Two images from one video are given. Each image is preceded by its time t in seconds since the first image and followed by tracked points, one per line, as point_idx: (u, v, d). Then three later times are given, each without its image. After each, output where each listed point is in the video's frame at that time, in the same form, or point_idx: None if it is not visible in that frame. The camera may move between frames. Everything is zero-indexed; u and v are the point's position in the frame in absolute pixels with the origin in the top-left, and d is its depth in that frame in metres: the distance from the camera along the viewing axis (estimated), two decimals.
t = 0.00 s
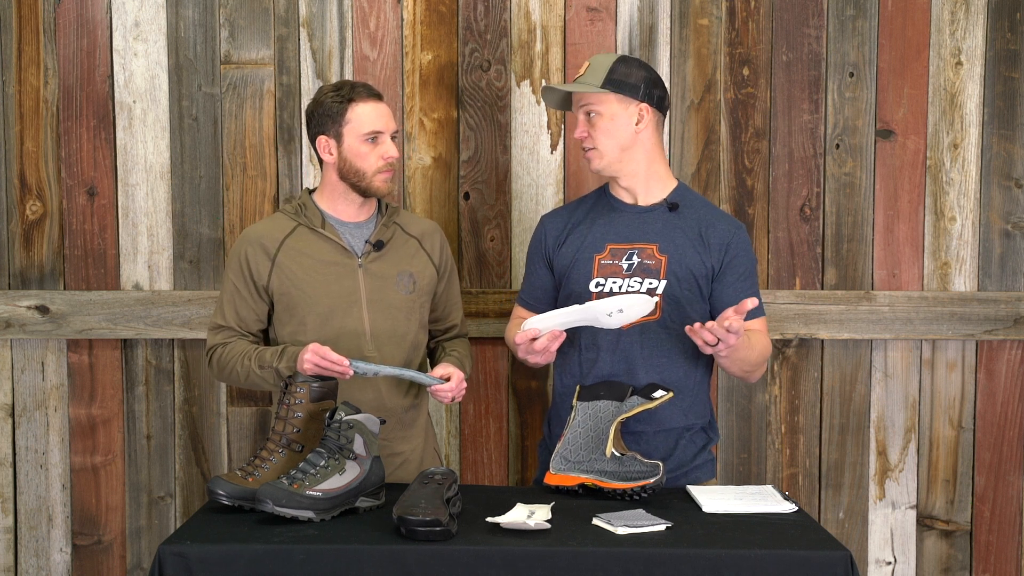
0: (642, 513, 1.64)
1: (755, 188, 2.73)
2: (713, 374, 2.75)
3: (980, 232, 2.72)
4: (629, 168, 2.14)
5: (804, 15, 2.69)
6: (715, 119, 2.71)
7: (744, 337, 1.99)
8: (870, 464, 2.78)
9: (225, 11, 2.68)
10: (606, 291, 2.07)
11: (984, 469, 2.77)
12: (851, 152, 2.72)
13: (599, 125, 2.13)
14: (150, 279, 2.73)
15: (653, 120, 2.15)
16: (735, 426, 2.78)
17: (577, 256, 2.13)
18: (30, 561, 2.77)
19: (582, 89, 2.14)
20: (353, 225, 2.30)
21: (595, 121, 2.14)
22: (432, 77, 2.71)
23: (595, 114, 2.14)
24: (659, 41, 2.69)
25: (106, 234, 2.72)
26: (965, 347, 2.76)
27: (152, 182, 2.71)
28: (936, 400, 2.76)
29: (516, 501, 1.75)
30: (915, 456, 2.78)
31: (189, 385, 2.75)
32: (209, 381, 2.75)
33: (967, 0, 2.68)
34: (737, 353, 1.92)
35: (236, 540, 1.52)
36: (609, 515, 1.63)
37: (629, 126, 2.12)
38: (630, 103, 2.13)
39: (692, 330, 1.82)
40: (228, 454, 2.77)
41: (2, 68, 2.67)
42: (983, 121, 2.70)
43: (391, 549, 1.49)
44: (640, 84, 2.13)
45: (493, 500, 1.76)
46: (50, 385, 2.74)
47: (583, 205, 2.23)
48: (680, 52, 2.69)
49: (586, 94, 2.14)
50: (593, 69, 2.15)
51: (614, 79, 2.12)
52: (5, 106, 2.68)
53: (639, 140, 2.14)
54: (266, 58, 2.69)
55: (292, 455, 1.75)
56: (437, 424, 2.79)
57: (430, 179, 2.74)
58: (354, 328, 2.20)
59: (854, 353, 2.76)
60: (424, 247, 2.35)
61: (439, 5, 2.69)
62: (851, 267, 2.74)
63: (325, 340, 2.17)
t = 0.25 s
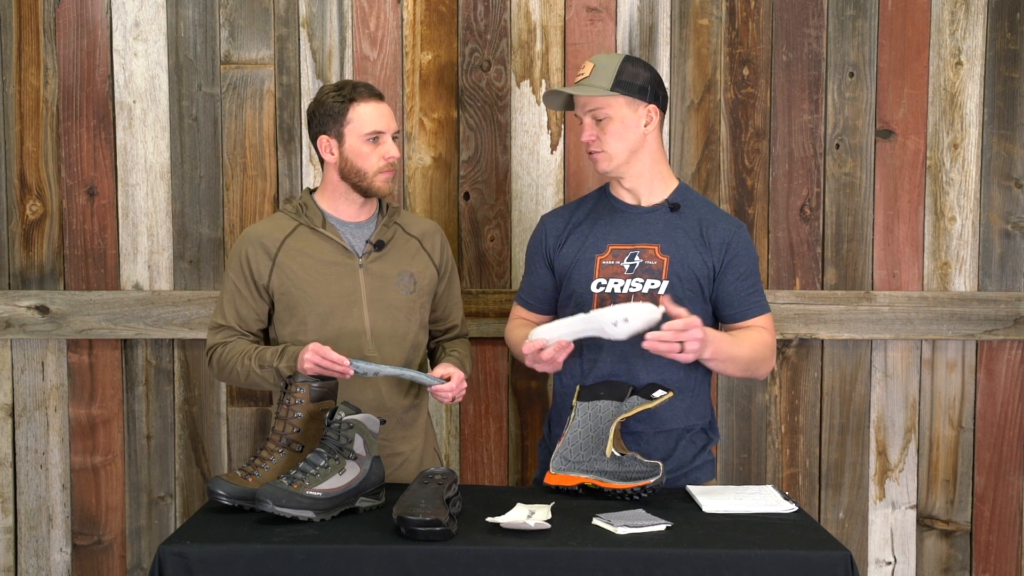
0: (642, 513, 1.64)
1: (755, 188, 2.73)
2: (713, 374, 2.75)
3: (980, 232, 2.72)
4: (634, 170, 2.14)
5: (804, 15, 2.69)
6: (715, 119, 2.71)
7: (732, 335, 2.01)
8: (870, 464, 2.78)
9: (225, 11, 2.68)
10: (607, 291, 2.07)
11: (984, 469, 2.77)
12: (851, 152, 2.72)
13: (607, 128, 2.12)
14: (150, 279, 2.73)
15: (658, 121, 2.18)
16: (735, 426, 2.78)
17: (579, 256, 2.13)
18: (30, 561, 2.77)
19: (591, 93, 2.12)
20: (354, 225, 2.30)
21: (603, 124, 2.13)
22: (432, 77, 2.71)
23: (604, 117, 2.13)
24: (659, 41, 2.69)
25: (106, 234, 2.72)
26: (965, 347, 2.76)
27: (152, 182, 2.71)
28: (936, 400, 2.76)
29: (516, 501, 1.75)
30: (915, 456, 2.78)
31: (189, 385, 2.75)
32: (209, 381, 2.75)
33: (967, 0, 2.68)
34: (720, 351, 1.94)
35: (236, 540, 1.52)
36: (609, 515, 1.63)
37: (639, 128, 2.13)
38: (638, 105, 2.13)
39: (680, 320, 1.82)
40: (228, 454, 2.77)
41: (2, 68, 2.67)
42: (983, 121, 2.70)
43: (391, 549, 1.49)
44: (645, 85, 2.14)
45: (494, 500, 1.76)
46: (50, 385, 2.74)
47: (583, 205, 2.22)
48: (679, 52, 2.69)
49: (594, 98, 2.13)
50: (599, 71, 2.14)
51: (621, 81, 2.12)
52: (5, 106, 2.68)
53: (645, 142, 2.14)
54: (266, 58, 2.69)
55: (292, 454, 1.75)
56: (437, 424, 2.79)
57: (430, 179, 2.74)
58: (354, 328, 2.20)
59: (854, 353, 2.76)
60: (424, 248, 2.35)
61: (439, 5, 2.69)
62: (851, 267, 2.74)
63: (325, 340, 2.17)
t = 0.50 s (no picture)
0: (642, 513, 1.64)
1: (755, 188, 2.73)
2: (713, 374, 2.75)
3: (980, 232, 2.72)
4: (628, 172, 2.13)
5: (804, 15, 2.69)
6: (715, 119, 2.71)
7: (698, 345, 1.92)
8: (870, 464, 2.78)
9: (225, 11, 2.68)
10: (600, 293, 2.08)
11: (984, 469, 2.77)
12: (851, 152, 2.72)
13: (607, 132, 2.11)
14: (150, 279, 2.73)
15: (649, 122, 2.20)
16: (735, 426, 2.78)
17: (570, 260, 2.14)
18: (30, 561, 2.77)
19: (594, 98, 2.10)
20: (354, 225, 2.29)
21: (602, 127, 2.11)
22: (432, 77, 2.71)
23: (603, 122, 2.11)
24: (659, 41, 2.69)
25: (106, 234, 2.72)
26: (965, 347, 2.76)
27: (152, 182, 2.71)
28: (936, 400, 2.76)
29: (517, 501, 1.75)
30: (915, 456, 2.78)
31: (189, 385, 2.75)
32: (209, 381, 2.75)
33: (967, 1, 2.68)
34: (686, 366, 1.86)
35: (236, 540, 1.52)
36: (609, 515, 1.63)
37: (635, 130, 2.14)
38: (634, 108, 2.14)
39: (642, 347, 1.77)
40: (228, 454, 2.77)
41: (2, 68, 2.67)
42: (983, 121, 2.70)
43: (391, 549, 1.49)
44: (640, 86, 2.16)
45: (494, 500, 1.77)
46: (50, 385, 2.74)
47: (573, 206, 2.23)
48: (679, 52, 2.69)
49: (595, 103, 2.11)
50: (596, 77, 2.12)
51: (620, 85, 2.12)
52: (5, 106, 2.68)
53: (639, 143, 2.14)
54: (266, 58, 2.69)
55: (292, 454, 1.75)
56: (437, 424, 2.79)
57: (430, 179, 2.74)
58: (354, 328, 2.20)
59: (854, 353, 2.76)
60: (424, 248, 2.35)
61: (439, 5, 2.69)
62: (851, 267, 2.74)
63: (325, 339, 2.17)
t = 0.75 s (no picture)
0: (642, 513, 1.64)
1: (755, 188, 2.73)
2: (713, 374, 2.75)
3: (980, 233, 2.72)
4: (616, 175, 2.11)
5: (804, 15, 2.69)
6: (715, 119, 2.71)
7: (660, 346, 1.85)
8: (870, 464, 2.78)
9: (226, 11, 2.68)
10: (590, 293, 2.08)
11: (984, 469, 2.77)
12: (851, 152, 2.72)
13: (595, 137, 2.08)
14: (150, 279, 2.73)
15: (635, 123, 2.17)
16: (735, 426, 2.78)
17: (558, 260, 2.14)
18: (30, 561, 2.77)
19: (585, 103, 2.06)
20: (353, 226, 2.29)
21: (591, 132, 2.08)
22: (432, 77, 2.71)
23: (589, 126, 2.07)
24: (659, 41, 2.69)
25: (106, 234, 2.72)
26: (965, 347, 2.76)
27: (152, 182, 2.71)
28: (936, 400, 2.76)
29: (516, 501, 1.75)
30: (915, 456, 2.78)
31: (189, 385, 2.75)
32: (209, 381, 2.75)
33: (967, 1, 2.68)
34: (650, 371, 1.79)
35: (236, 540, 1.52)
36: (609, 515, 1.63)
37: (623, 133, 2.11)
38: (621, 111, 2.12)
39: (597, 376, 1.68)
40: (228, 454, 2.77)
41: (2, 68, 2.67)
42: (983, 121, 2.70)
43: (391, 549, 1.49)
44: (624, 88, 2.13)
45: (494, 500, 1.77)
46: (50, 385, 2.74)
47: (560, 206, 2.23)
48: (680, 52, 2.69)
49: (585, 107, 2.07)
50: (583, 83, 2.08)
51: (607, 90, 2.08)
52: (5, 106, 2.68)
53: (626, 146, 2.12)
54: (266, 59, 2.69)
55: (292, 454, 1.76)
56: (437, 424, 2.79)
57: (430, 179, 2.74)
58: (353, 329, 2.20)
59: (854, 353, 2.76)
60: (424, 249, 2.35)
61: (439, 5, 2.69)
62: (851, 267, 2.74)
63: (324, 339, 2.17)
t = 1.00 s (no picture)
0: (642, 513, 1.64)
1: (755, 188, 2.73)
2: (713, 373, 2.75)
3: (980, 233, 2.72)
4: (613, 178, 2.09)
5: (804, 15, 2.69)
6: (715, 119, 2.71)
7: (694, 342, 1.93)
8: (870, 464, 2.78)
9: (225, 11, 2.68)
10: (589, 297, 2.07)
11: (984, 469, 2.77)
12: (851, 152, 2.72)
13: (591, 141, 2.05)
14: (150, 279, 2.73)
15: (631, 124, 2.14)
16: (735, 426, 2.78)
17: (557, 264, 2.12)
18: (30, 561, 2.77)
19: (580, 108, 2.03)
20: (355, 227, 2.28)
21: (586, 138, 2.05)
22: (432, 77, 2.71)
23: (585, 131, 2.04)
24: (659, 40, 2.69)
25: (106, 234, 2.72)
26: (965, 347, 2.76)
27: (152, 182, 2.71)
28: (936, 400, 2.76)
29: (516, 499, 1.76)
30: (915, 456, 2.78)
31: (189, 385, 2.75)
32: (209, 381, 2.75)
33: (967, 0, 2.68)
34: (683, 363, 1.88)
35: (236, 540, 1.52)
36: (609, 515, 1.63)
37: (620, 136, 2.08)
38: (617, 114, 2.09)
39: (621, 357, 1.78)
40: (228, 454, 2.77)
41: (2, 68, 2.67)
42: (983, 121, 2.70)
43: (391, 549, 1.49)
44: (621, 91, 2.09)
45: (493, 500, 1.77)
46: (50, 385, 2.74)
47: (557, 206, 2.19)
48: (680, 52, 2.69)
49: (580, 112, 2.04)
50: (578, 86, 2.05)
51: (603, 93, 2.05)
52: (5, 106, 2.68)
53: (622, 150, 2.10)
54: (266, 59, 2.69)
55: (292, 454, 1.76)
56: (437, 424, 2.79)
57: (430, 179, 2.74)
58: (353, 329, 2.20)
59: (854, 353, 2.76)
60: (425, 250, 2.34)
61: (439, 5, 2.69)
62: (851, 267, 2.74)
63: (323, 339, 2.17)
